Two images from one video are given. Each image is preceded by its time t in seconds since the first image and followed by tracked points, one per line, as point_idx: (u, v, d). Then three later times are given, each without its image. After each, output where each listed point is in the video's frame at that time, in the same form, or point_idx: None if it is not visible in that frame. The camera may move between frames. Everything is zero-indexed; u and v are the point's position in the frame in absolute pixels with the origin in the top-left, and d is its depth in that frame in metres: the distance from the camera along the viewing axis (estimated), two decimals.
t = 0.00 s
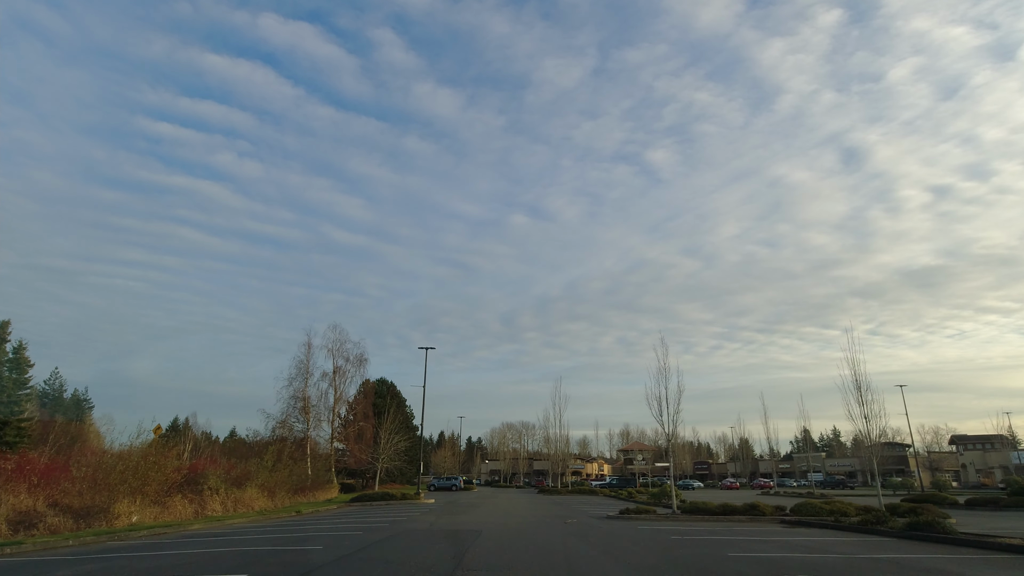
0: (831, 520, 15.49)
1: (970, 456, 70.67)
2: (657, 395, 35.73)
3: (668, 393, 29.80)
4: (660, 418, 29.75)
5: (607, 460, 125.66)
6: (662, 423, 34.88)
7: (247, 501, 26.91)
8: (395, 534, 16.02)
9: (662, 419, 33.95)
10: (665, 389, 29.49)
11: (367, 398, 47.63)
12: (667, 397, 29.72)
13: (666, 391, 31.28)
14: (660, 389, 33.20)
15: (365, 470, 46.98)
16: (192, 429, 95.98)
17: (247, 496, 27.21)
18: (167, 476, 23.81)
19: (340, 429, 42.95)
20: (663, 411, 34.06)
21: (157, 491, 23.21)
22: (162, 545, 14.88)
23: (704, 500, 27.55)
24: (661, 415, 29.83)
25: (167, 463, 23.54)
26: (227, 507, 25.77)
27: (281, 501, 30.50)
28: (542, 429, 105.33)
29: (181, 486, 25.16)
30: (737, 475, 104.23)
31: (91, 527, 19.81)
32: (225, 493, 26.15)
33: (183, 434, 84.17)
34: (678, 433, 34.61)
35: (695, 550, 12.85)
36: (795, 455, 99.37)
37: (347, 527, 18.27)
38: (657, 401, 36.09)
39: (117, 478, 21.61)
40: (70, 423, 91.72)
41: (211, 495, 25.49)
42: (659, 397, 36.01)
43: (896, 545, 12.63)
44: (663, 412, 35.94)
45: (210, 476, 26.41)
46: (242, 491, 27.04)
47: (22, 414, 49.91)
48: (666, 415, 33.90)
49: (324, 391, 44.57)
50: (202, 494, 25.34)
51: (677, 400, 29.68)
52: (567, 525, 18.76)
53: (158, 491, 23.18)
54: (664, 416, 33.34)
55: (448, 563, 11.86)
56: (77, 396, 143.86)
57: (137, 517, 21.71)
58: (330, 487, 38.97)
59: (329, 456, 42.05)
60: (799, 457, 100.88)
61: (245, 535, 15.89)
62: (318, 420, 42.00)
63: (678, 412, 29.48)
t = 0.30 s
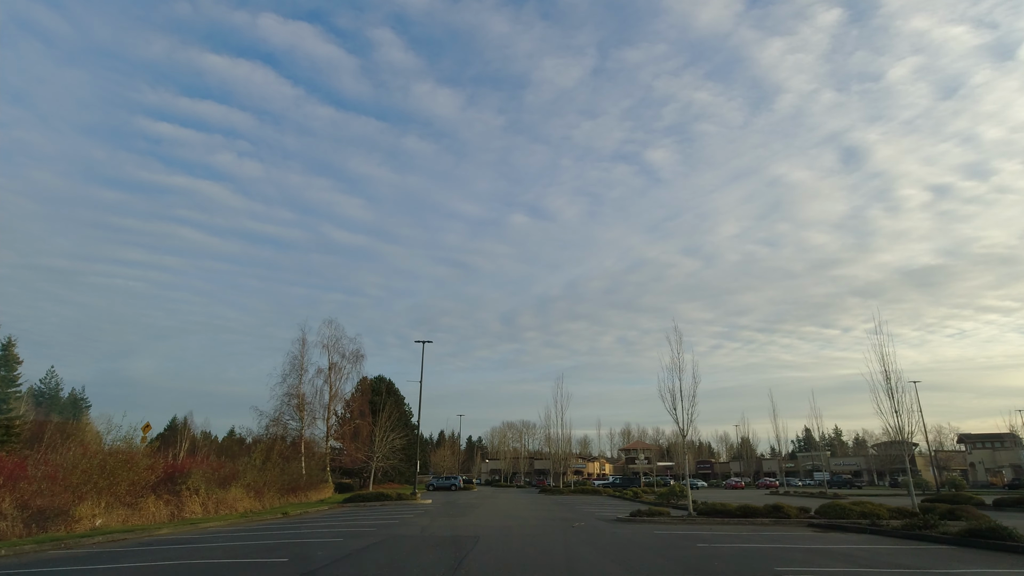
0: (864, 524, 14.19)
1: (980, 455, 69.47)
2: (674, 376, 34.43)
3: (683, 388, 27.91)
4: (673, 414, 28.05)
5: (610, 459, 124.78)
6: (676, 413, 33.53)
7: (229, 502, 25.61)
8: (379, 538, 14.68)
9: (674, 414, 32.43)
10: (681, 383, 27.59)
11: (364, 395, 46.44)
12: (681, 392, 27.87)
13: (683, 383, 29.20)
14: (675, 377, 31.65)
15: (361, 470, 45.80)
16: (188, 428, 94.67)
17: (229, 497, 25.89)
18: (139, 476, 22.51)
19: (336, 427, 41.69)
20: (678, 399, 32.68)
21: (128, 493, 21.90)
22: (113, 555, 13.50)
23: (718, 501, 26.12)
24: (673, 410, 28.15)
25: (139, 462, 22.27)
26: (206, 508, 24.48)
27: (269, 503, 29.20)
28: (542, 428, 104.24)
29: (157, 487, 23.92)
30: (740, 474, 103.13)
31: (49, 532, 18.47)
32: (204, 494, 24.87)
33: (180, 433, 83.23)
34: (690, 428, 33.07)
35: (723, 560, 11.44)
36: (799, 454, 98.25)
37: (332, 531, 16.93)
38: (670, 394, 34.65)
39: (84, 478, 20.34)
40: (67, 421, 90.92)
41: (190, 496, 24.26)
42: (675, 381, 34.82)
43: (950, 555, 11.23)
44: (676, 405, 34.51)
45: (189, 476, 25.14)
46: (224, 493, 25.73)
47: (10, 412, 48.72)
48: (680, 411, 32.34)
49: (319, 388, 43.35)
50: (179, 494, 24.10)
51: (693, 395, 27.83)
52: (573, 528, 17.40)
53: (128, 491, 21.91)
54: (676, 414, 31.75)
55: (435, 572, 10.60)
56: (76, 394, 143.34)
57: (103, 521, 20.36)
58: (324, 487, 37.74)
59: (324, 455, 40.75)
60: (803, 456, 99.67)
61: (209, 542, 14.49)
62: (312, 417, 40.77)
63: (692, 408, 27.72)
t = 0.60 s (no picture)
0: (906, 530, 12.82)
1: (988, 454, 68.22)
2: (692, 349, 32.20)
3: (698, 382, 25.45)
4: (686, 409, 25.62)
5: (611, 459, 123.51)
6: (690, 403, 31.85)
7: (209, 504, 24.32)
8: (361, 546, 13.40)
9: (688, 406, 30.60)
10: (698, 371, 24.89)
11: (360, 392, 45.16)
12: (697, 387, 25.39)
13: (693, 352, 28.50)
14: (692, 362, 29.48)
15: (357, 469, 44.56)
16: (183, 426, 93.42)
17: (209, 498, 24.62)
18: (107, 476, 21.16)
19: (330, 425, 40.46)
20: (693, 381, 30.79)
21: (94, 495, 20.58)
22: (57, 571, 12.11)
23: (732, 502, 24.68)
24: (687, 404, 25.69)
25: (107, 461, 20.83)
26: (183, 511, 23.16)
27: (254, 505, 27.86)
28: (543, 428, 102.95)
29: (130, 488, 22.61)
30: (743, 473, 101.76)
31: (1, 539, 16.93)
32: (182, 495, 23.57)
33: (176, 433, 82.08)
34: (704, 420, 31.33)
35: None
36: (803, 453, 96.84)
37: (312, 537, 15.60)
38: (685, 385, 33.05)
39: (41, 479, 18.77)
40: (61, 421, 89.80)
41: (166, 497, 22.94)
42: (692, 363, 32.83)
43: (1013, 569, 9.89)
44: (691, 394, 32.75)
45: (168, 476, 23.84)
46: (205, 493, 24.45)
47: None
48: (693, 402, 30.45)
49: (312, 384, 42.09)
50: (154, 496, 22.80)
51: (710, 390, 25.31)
52: (580, 532, 16.06)
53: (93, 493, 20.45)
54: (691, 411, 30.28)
55: None
56: (73, 394, 142.49)
57: (66, 526, 18.99)
58: (317, 486, 36.43)
59: (318, 454, 39.45)
60: (808, 455, 98.20)
61: (171, 552, 13.16)
62: (306, 415, 39.50)
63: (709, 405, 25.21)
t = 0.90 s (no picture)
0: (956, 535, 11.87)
1: (997, 452, 66.90)
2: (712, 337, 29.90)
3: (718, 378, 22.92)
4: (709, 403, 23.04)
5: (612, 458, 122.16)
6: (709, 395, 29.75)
7: (185, 506, 22.86)
8: (343, 556, 12.01)
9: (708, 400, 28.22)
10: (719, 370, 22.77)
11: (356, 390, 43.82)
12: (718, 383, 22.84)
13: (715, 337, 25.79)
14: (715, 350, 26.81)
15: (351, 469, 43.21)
16: (177, 426, 92.11)
17: (189, 499, 23.30)
18: (70, 477, 19.66)
19: (324, 424, 39.13)
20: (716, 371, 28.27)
21: (54, 498, 19.10)
22: None
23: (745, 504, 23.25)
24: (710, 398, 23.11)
25: (67, 461, 19.22)
26: (162, 514, 21.82)
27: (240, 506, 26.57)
28: (543, 427, 101.60)
29: (95, 490, 21.18)
30: (746, 473, 100.37)
31: None
32: (161, 497, 22.26)
33: (171, 433, 80.76)
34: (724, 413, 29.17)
35: None
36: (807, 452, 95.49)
37: (293, 545, 14.23)
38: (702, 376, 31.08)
39: None
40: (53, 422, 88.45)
41: (136, 500, 21.50)
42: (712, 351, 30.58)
43: None
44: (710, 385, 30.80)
45: (145, 477, 22.53)
46: (185, 494, 23.13)
47: None
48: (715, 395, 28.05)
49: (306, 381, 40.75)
50: (121, 499, 21.36)
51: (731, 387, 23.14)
52: (589, 538, 14.63)
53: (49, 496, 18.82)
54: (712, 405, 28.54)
55: None
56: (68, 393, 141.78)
57: (21, 531, 17.61)
58: (309, 487, 35.05)
59: (312, 453, 38.08)
60: (812, 454, 96.78)
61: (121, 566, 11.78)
62: (299, 413, 38.13)
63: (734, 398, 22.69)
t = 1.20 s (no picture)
0: (999, 541, 12.38)
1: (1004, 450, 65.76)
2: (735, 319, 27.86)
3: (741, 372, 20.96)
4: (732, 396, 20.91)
5: (612, 457, 120.78)
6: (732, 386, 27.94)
7: (159, 509, 21.33)
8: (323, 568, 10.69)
9: (730, 387, 26.18)
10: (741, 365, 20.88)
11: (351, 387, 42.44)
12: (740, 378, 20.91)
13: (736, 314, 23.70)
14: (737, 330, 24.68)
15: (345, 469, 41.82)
16: (172, 427, 90.57)
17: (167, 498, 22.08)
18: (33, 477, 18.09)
19: (318, 421, 37.78)
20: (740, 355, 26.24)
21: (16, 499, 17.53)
22: None
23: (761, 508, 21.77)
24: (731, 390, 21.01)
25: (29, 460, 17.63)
26: (136, 515, 20.59)
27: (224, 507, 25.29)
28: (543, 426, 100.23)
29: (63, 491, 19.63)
30: (749, 472, 99.02)
31: None
32: (135, 497, 20.89)
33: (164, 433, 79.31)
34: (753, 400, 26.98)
35: None
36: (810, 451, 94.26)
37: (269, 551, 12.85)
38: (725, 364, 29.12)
39: None
40: (44, 422, 86.74)
41: (105, 502, 19.97)
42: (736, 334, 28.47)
43: None
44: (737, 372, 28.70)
45: (119, 476, 21.19)
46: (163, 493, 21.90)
47: None
48: (739, 381, 25.99)
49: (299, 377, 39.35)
50: (91, 501, 19.81)
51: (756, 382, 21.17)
52: (603, 544, 13.22)
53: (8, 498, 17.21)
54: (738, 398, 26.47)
55: None
56: (63, 393, 140.31)
57: None
58: (299, 487, 33.61)
59: (305, 452, 36.74)
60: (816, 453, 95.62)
61: None
62: (291, 410, 36.75)
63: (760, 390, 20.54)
